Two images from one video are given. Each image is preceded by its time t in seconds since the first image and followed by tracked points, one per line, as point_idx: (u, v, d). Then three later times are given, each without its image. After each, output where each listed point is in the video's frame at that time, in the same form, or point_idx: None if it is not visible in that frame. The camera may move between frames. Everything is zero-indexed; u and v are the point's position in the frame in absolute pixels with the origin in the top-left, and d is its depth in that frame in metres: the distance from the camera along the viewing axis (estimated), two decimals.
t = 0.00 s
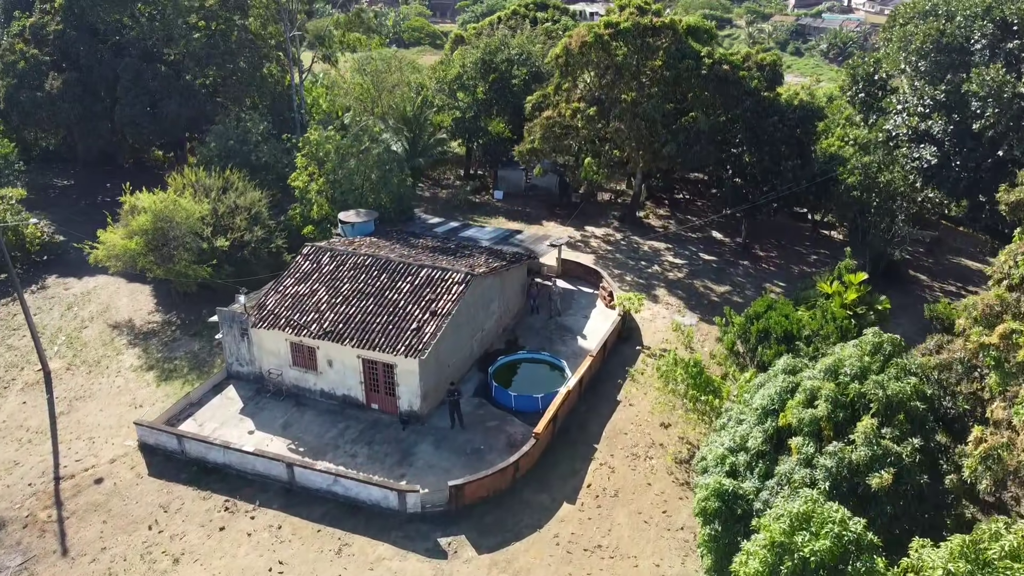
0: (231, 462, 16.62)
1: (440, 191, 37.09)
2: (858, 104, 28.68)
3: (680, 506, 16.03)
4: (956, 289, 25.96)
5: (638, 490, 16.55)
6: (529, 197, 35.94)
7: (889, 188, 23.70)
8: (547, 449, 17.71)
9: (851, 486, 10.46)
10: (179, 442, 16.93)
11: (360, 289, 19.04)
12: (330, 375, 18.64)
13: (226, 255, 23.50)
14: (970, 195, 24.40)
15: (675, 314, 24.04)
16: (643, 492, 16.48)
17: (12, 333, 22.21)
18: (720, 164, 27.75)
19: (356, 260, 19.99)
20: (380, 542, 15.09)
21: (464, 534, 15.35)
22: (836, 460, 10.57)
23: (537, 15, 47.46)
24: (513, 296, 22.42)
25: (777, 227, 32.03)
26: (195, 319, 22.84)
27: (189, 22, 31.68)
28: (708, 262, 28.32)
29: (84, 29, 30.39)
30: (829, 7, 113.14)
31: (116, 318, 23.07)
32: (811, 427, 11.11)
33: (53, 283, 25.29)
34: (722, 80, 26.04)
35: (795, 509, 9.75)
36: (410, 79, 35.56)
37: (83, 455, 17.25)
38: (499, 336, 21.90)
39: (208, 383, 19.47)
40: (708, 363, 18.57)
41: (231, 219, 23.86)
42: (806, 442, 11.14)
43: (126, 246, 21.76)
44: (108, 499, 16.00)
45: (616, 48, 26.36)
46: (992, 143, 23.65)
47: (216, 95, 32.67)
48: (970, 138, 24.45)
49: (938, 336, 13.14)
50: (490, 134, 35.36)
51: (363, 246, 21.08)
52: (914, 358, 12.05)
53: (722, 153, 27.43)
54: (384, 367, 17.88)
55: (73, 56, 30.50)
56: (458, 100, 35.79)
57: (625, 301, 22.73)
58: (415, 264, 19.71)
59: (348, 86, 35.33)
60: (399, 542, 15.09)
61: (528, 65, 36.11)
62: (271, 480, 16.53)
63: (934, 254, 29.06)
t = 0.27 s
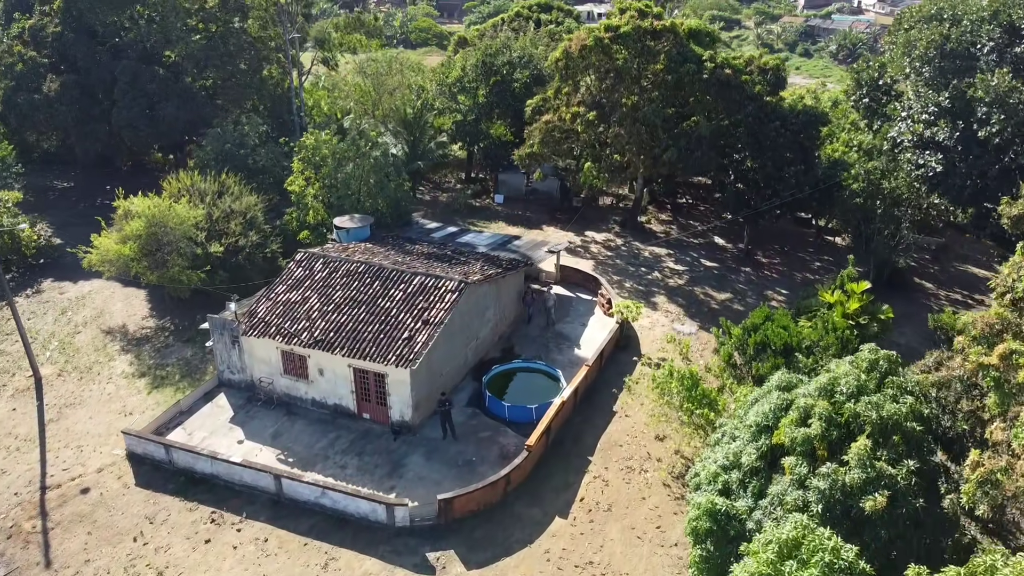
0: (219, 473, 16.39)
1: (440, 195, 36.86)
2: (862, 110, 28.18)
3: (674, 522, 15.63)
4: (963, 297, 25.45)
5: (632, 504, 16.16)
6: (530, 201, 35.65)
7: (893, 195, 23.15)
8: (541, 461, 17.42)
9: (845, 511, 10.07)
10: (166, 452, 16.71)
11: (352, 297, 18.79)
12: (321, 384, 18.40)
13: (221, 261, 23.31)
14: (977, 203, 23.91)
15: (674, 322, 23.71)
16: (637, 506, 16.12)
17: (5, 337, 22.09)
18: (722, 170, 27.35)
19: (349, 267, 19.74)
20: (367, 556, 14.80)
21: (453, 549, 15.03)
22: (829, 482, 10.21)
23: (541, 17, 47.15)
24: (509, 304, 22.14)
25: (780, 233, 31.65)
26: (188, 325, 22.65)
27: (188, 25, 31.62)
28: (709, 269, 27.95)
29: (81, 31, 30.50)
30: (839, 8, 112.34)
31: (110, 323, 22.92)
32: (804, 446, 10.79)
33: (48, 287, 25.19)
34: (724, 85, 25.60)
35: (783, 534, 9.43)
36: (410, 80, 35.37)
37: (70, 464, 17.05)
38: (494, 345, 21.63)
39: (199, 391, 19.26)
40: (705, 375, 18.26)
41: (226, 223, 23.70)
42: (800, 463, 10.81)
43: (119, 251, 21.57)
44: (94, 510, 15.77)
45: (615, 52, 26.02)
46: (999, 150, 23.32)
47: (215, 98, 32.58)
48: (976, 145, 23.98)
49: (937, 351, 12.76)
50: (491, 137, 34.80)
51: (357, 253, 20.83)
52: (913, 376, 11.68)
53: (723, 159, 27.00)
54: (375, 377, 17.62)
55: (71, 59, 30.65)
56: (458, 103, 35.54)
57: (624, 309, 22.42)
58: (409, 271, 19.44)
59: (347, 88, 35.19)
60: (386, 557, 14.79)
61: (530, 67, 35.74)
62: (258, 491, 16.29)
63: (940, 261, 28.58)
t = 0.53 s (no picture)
0: (210, 481, 16.19)
1: (445, 197, 36.68)
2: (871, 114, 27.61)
3: (672, 537, 15.26)
4: (974, 306, 24.90)
5: (629, 518, 15.80)
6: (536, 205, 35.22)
7: (903, 202, 22.41)
8: (537, 472, 17.11)
9: (840, 533, 9.75)
10: (158, 458, 16.54)
11: (348, 303, 18.57)
12: (316, 391, 18.18)
13: (219, 264, 23.15)
14: (988, 213, 22.65)
15: (677, 330, 23.33)
16: (633, 520, 15.76)
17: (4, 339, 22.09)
18: (728, 175, 26.88)
19: (345, 272, 19.52)
20: (357, 569, 14.52)
21: (444, 563, 14.72)
22: (825, 504, 9.87)
23: (549, 18, 46.83)
24: (509, 310, 21.85)
25: (788, 239, 31.17)
26: (186, 329, 22.50)
27: (193, 26, 31.61)
28: (715, 275, 27.54)
29: (85, 33, 30.66)
30: (854, 9, 111.19)
31: (108, 326, 22.86)
32: (800, 465, 10.48)
33: (49, 289, 25.18)
34: (730, 89, 25.09)
35: (776, 559, 9.09)
36: (412, 83, 35.57)
37: (62, 470, 16.90)
38: (493, 352, 21.35)
39: (194, 396, 19.09)
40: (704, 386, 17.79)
41: (225, 226, 23.58)
42: (796, 483, 10.45)
43: (117, 254, 21.44)
44: (84, 518, 15.60)
45: (619, 55, 25.74)
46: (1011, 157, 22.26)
47: (219, 100, 32.60)
48: (988, 152, 22.97)
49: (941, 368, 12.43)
50: (497, 141, 34.64)
51: (355, 258, 20.61)
52: (913, 395, 11.32)
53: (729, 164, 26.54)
54: (370, 385, 17.38)
55: (75, 60, 30.89)
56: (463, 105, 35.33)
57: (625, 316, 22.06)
58: (406, 277, 19.19)
59: (353, 90, 35.17)
60: (376, 570, 14.50)
61: (535, 69, 35.45)
62: (249, 500, 16.08)
63: (952, 269, 28.00)
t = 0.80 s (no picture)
0: (202, 488, 16.03)
1: (450, 200, 36.49)
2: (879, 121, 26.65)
3: (668, 551, 14.89)
4: (985, 315, 24.36)
5: (624, 531, 15.47)
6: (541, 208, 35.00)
7: (913, 208, 22.11)
8: (532, 483, 16.83)
9: (834, 557, 9.48)
10: (150, 465, 16.40)
11: (344, 309, 18.35)
12: (310, 397, 17.99)
13: (218, 268, 23.03)
14: (999, 220, 21.97)
15: (680, 338, 22.95)
16: (629, 533, 15.41)
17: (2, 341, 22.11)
18: (734, 180, 26.42)
19: (342, 277, 19.31)
20: None
21: None
22: (817, 526, 9.63)
23: (557, 19, 46.42)
24: (509, 316, 21.58)
25: (796, 244, 30.69)
26: (185, 333, 22.40)
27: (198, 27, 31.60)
28: (720, 281, 27.12)
29: (91, 34, 30.82)
30: (870, 10, 110.01)
31: (107, 329, 22.81)
32: (795, 485, 10.20)
33: (50, 291, 25.19)
34: (737, 92, 24.80)
35: None
36: (419, 85, 35.11)
37: (55, 475, 16.80)
38: (492, 358, 21.07)
39: (190, 401, 18.95)
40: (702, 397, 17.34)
41: (225, 229, 23.48)
42: (790, 504, 10.17)
43: (116, 256, 21.35)
44: (74, 524, 15.47)
45: (623, 59, 25.45)
46: None
47: (224, 102, 32.64)
48: (999, 158, 22.15)
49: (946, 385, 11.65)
50: (503, 143, 34.13)
51: (353, 263, 20.40)
52: (914, 414, 10.94)
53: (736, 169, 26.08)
54: (364, 392, 17.16)
55: (80, 61, 31.06)
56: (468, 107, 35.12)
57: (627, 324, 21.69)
58: (403, 283, 18.95)
59: (357, 91, 34.81)
60: None
61: (541, 71, 35.16)
62: (241, 508, 15.89)
63: (964, 276, 27.43)
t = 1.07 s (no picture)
0: (193, 495, 15.88)
1: (455, 203, 36.27)
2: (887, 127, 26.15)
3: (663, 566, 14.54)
4: (996, 324, 23.83)
5: (619, 545, 15.15)
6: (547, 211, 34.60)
7: (922, 216, 21.59)
8: (527, 494, 16.55)
9: None
10: (142, 470, 16.28)
11: (339, 315, 18.17)
12: (305, 403, 17.81)
13: (217, 271, 22.94)
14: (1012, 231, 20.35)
15: (682, 345, 22.59)
16: (623, 547, 15.08)
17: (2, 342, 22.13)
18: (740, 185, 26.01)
19: (339, 282, 19.14)
20: None
21: None
22: (809, 549, 9.22)
23: (566, 20, 46.05)
24: (508, 323, 21.32)
25: (803, 251, 30.22)
26: (184, 336, 22.31)
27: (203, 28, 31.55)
28: (725, 288, 26.73)
29: (97, 36, 30.97)
30: (887, 11, 108.75)
31: (107, 331, 22.77)
32: (787, 505, 9.85)
33: (52, 292, 25.27)
34: (743, 96, 24.34)
35: None
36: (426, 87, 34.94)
37: (48, 480, 16.72)
38: (490, 365, 20.81)
39: (185, 406, 18.83)
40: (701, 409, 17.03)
41: (225, 232, 23.40)
42: (782, 525, 9.82)
43: (115, 259, 21.30)
44: (64, 530, 15.36)
45: (627, 62, 25.21)
46: None
47: (228, 103, 32.64)
48: (1011, 166, 20.38)
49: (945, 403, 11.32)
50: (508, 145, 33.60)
51: (351, 268, 20.23)
52: (911, 433, 10.55)
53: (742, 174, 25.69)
54: (358, 399, 16.97)
55: (86, 62, 31.19)
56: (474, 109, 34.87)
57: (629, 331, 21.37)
58: (399, 288, 18.75)
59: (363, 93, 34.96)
60: None
61: (548, 74, 34.82)
62: (231, 516, 15.73)
63: (976, 284, 26.85)
